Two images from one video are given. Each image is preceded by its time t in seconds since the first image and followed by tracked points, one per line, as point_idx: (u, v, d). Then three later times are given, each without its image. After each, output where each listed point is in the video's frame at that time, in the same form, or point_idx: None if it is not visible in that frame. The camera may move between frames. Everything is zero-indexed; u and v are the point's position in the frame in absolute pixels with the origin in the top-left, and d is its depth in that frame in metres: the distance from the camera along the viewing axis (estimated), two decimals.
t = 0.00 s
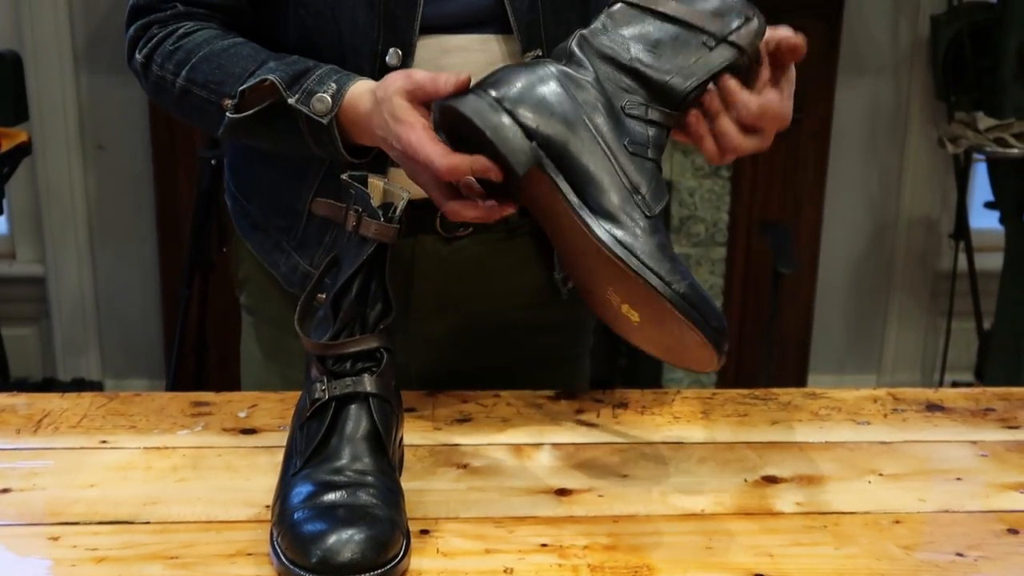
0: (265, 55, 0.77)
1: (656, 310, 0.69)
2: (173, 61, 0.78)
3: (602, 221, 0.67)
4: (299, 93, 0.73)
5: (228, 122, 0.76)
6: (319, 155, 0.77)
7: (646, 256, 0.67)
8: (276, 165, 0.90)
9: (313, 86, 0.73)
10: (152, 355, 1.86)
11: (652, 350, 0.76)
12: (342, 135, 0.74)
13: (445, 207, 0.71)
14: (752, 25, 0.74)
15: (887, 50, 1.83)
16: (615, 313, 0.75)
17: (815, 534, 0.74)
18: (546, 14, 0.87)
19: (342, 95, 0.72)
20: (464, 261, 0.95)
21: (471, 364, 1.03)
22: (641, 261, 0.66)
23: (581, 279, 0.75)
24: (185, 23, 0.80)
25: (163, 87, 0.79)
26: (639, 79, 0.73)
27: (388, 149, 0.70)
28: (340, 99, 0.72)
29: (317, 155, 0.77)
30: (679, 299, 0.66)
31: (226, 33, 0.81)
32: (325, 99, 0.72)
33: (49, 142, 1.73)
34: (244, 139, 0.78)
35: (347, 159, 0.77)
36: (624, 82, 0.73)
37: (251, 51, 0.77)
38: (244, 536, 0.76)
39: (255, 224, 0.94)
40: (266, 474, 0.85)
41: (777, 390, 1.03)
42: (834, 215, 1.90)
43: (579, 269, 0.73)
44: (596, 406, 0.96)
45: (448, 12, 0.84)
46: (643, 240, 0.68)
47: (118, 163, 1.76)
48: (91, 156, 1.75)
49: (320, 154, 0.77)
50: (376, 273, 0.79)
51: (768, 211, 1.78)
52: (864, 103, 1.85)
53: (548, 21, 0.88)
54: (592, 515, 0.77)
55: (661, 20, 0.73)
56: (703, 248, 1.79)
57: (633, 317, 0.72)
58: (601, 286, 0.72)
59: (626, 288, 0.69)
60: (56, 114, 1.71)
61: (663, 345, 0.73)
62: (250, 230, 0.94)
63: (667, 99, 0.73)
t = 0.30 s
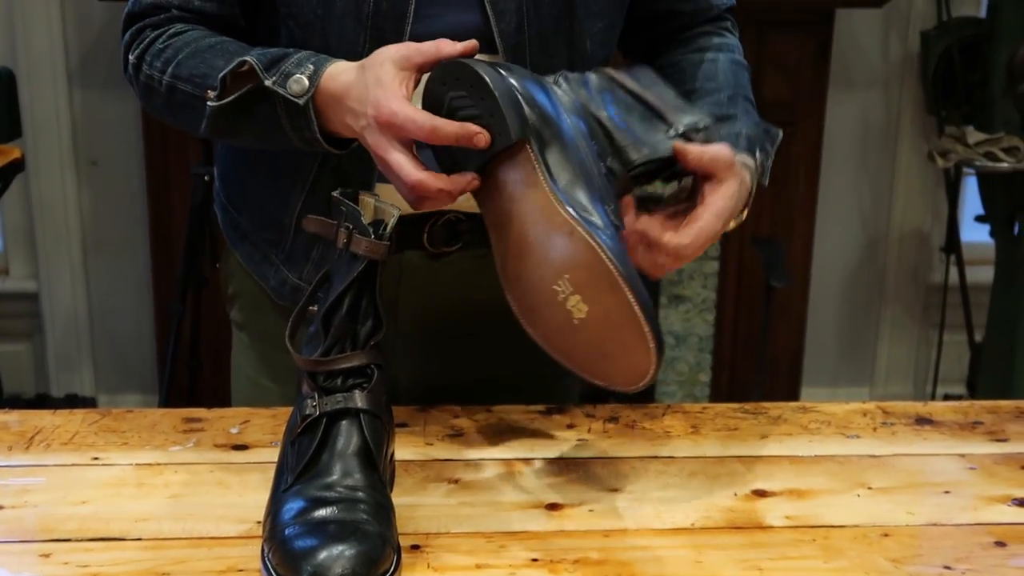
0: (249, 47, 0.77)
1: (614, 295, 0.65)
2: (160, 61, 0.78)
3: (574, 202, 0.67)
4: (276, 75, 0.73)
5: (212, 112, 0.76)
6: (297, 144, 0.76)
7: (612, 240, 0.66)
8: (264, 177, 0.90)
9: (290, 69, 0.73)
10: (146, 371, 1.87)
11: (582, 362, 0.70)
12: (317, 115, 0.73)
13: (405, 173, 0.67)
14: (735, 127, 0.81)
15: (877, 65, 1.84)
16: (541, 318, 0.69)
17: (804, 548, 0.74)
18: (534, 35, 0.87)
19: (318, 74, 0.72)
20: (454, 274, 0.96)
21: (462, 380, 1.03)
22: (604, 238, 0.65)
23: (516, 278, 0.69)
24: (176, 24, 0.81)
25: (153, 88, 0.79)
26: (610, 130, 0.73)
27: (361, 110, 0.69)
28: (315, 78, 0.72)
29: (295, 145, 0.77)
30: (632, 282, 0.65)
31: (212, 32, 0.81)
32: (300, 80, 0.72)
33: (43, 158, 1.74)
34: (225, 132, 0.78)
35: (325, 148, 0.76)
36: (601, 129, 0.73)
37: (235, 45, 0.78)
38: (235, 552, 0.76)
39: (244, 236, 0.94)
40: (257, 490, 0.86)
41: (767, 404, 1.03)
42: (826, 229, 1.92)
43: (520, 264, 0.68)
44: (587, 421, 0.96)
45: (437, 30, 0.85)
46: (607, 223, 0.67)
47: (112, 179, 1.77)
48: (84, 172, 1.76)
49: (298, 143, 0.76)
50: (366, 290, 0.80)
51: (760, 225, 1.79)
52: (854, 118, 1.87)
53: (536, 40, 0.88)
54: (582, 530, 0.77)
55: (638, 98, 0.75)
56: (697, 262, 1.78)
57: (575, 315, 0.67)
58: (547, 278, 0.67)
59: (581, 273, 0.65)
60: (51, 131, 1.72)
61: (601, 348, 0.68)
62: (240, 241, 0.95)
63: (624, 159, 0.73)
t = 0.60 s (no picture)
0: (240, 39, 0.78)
1: (588, 288, 0.64)
2: (153, 50, 0.79)
3: (556, 195, 0.67)
4: (258, 58, 0.74)
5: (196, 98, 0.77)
6: (275, 133, 0.76)
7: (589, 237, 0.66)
8: (253, 177, 0.90)
9: (272, 52, 0.74)
10: (142, 378, 1.87)
11: (536, 361, 0.66)
12: (294, 97, 0.73)
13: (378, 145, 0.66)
14: (718, 190, 0.86)
15: (871, 73, 1.85)
16: (498, 309, 0.65)
17: (799, 554, 0.75)
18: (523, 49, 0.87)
19: (299, 58, 0.73)
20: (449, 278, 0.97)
21: (459, 384, 1.02)
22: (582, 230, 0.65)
23: (481, 268, 0.67)
24: (172, 16, 0.81)
25: (144, 79, 0.80)
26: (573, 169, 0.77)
27: (341, 85, 0.69)
28: (296, 61, 0.73)
29: (275, 134, 0.77)
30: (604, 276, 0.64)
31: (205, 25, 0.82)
32: (281, 64, 0.73)
33: (38, 166, 1.74)
34: (206, 122, 0.78)
35: (303, 134, 0.76)
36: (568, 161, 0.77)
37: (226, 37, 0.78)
38: (232, 559, 0.76)
39: (233, 236, 0.95)
40: (254, 498, 0.86)
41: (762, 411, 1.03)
42: (821, 237, 1.92)
43: (489, 254, 0.66)
44: (583, 428, 0.96)
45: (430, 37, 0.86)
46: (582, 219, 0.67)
47: (108, 187, 1.77)
48: (79, 180, 1.76)
49: (277, 132, 0.76)
50: (363, 297, 0.80)
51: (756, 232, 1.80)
52: (848, 125, 1.87)
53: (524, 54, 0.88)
54: (578, 536, 0.77)
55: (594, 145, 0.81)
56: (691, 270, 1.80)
57: (541, 306, 0.64)
58: (517, 268, 0.65)
59: (556, 264, 0.64)
60: (46, 138, 1.73)
61: (562, 345, 0.64)
62: (230, 240, 0.96)
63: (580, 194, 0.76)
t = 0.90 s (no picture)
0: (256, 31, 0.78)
1: (575, 299, 0.65)
2: (167, 46, 0.79)
3: (567, 215, 0.70)
4: (280, 49, 0.74)
5: (215, 91, 0.76)
6: (296, 126, 0.76)
7: (587, 261, 0.68)
8: (256, 174, 0.90)
9: (294, 44, 0.74)
10: (145, 376, 1.87)
11: (490, 347, 0.64)
12: (319, 87, 0.73)
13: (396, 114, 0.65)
14: (671, 193, 0.85)
15: (874, 69, 1.85)
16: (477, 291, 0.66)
17: (804, 550, 0.75)
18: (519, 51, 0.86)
19: (323, 50, 0.73)
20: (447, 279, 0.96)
21: (460, 381, 1.02)
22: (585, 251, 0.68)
23: (472, 249, 0.67)
24: (182, 12, 0.81)
25: (158, 74, 0.80)
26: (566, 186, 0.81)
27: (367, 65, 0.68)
28: (319, 53, 0.73)
29: (295, 126, 0.77)
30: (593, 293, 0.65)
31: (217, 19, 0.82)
32: (304, 56, 0.73)
33: (42, 165, 1.74)
34: (225, 117, 0.79)
35: (325, 126, 0.75)
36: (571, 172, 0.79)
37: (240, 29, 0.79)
38: (238, 556, 0.76)
39: (235, 230, 0.95)
40: (259, 495, 0.86)
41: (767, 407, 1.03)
42: (825, 234, 1.92)
43: (485, 239, 0.67)
44: (588, 425, 0.96)
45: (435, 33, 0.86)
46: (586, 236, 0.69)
47: (111, 185, 1.77)
48: (83, 179, 1.76)
49: (298, 125, 0.76)
50: (367, 294, 0.80)
51: (759, 229, 1.79)
52: (851, 123, 1.87)
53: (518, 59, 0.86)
54: (583, 532, 0.77)
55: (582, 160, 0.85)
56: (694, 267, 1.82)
57: (522, 298, 0.64)
58: (511, 258, 0.66)
59: (553, 268, 0.65)
60: (49, 138, 1.73)
61: (527, 340, 0.63)
62: (233, 234, 0.95)
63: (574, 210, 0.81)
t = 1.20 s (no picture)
0: (239, 40, 0.79)
1: (566, 342, 0.67)
2: (152, 44, 0.80)
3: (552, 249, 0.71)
4: (264, 73, 0.76)
5: (198, 106, 0.79)
6: (279, 141, 0.80)
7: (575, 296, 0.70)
8: (252, 162, 0.90)
9: (277, 68, 0.76)
10: (148, 374, 1.87)
11: (485, 394, 0.67)
12: (299, 113, 0.76)
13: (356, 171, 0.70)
14: (641, 214, 0.84)
15: (877, 65, 1.84)
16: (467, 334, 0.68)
17: (808, 546, 0.75)
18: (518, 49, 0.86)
19: (304, 77, 0.75)
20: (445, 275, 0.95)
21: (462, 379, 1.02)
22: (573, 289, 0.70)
23: (460, 290, 0.69)
24: (168, 7, 0.82)
25: (143, 69, 0.81)
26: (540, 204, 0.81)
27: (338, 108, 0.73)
28: (299, 78, 0.75)
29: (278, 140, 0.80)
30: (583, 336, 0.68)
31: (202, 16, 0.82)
32: (287, 81, 0.75)
33: (44, 162, 1.74)
34: (211, 121, 0.81)
35: (306, 145, 0.79)
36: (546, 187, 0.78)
37: (224, 36, 0.79)
38: (241, 553, 0.76)
39: (232, 219, 0.95)
40: (262, 492, 0.86)
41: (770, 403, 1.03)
42: (827, 230, 1.92)
43: (473, 279, 0.69)
44: (591, 421, 0.96)
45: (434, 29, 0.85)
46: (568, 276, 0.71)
47: (114, 182, 1.77)
48: (85, 176, 1.76)
49: (280, 140, 0.79)
50: (369, 290, 0.80)
51: (761, 226, 1.79)
52: (855, 119, 1.87)
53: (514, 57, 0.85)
54: (587, 529, 0.77)
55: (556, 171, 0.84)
56: (697, 263, 1.84)
57: (513, 343, 0.67)
58: (499, 301, 0.68)
59: (542, 311, 0.67)
60: (51, 136, 1.73)
61: (520, 385, 0.66)
62: (228, 225, 0.96)
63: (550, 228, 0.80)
